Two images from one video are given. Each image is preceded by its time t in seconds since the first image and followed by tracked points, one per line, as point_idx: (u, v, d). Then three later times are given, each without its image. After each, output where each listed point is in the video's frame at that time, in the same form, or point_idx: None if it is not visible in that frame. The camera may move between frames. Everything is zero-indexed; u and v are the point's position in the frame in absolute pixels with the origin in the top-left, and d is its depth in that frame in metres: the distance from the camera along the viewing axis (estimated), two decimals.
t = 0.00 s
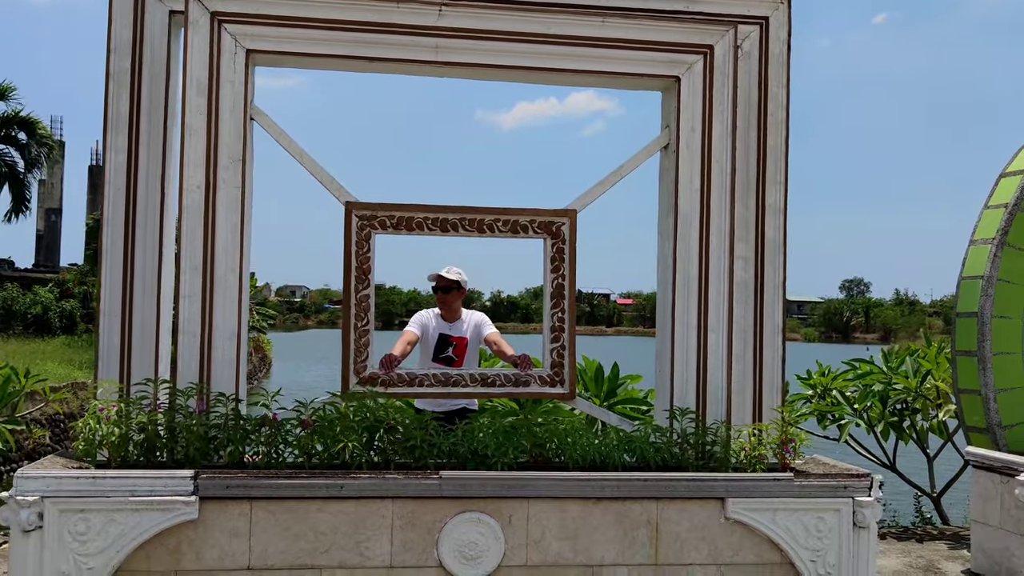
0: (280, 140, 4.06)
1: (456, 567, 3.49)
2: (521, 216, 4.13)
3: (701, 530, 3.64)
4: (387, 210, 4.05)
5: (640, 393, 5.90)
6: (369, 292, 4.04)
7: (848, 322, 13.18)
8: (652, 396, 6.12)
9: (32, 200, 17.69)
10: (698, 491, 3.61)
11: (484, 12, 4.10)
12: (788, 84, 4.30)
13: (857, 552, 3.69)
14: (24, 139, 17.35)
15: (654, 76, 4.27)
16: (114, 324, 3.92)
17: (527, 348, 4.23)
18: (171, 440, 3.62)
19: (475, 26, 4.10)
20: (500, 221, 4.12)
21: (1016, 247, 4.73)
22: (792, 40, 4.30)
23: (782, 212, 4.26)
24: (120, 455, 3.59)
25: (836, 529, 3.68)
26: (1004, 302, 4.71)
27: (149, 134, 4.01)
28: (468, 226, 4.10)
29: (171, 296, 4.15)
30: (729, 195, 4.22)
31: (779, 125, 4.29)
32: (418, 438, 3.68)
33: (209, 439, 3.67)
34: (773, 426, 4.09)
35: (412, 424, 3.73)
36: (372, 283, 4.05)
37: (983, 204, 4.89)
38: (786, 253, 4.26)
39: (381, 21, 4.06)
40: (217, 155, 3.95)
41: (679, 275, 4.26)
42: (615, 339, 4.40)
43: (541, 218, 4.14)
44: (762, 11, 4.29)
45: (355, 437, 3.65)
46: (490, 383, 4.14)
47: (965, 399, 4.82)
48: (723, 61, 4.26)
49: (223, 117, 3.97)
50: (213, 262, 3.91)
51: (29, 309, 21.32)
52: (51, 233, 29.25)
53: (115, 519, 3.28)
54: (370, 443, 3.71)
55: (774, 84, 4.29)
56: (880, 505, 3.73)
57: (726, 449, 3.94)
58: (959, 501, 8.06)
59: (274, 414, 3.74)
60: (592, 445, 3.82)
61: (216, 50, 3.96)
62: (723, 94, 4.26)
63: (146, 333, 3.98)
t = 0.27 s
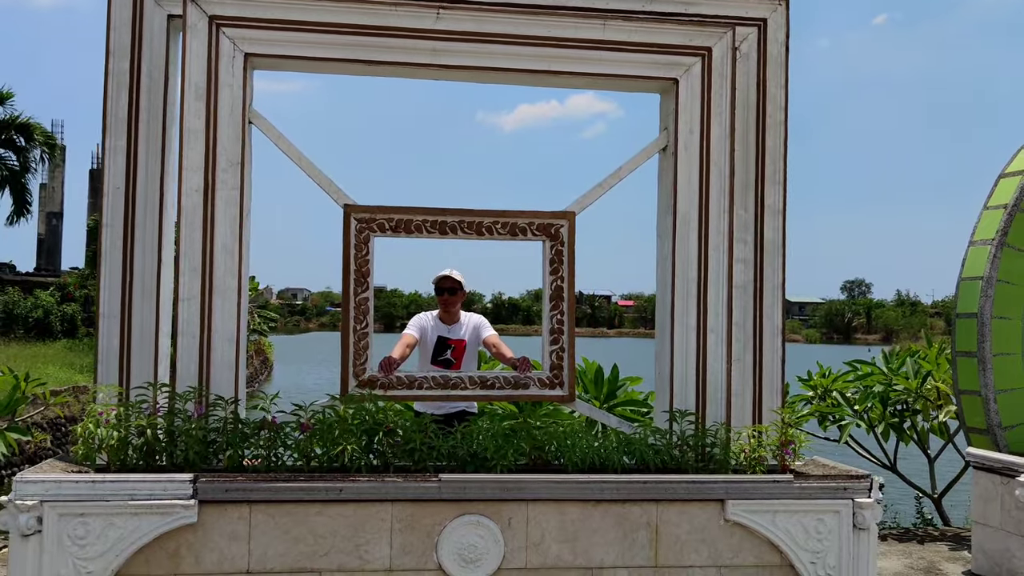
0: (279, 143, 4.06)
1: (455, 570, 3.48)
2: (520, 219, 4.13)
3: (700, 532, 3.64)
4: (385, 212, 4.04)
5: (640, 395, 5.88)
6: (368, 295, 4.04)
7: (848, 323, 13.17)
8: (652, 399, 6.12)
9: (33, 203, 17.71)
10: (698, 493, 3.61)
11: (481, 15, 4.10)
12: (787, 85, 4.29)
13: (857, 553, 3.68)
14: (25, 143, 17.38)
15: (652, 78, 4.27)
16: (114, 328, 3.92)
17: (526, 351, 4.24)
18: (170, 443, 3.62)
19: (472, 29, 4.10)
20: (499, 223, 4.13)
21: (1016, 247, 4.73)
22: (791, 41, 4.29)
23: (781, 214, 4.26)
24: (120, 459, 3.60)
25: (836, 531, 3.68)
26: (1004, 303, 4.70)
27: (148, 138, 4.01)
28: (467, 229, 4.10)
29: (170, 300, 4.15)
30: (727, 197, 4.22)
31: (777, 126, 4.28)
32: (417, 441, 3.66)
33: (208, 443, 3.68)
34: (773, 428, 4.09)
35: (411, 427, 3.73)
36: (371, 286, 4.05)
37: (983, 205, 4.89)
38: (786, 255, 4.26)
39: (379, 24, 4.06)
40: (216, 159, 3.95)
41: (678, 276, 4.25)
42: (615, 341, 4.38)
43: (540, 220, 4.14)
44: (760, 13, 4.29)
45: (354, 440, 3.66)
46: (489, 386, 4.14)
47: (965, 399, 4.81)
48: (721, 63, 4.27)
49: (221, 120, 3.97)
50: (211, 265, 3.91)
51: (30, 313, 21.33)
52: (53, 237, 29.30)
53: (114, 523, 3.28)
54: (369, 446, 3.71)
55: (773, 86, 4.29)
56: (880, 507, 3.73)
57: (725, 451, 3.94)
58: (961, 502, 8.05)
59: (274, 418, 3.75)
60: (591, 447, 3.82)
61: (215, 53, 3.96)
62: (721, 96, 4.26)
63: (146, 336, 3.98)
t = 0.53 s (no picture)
0: (278, 144, 4.05)
1: (455, 571, 3.48)
2: (520, 219, 4.13)
3: (701, 532, 3.63)
4: (385, 213, 4.04)
5: (640, 395, 5.87)
6: (368, 296, 4.03)
7: (849, 323, 13.17)
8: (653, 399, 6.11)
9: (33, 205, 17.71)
10: (698, 494, 3.60)
11: (480, 15, 4.10)
12: (787, 85, 4.28)
13: (858, 554, 3.67)
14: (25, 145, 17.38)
15: (652, 78, 4.26)
16: (113, 330, 3.92)
17: (526, 352, 4.24)
18: (170, 445, 3.62)
19: (471, 29, 4.10)
20: (499, 224, 4.12)
21: (1017, 247, 4.72)
22: (791, 41, 4.28)
23: (781, 213, 4.25)
24: (119, 461, 3.58)
25: (837, 531, 3.67)
26: (1005, 302, 4.69)
27: (147, 139, 4.00)
28: (467, 230, 4.09)
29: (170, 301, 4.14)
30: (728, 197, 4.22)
31: (777, 126, 4.27)
32: (417, 442, 3.66)
33: (207, 444, 3.67)
34: (773, 428, 4.08)
35: (411, 428, 3.72)
36: (371, 287, 4.04)
37: (983, 205, 4.89)
38: (786, 255, 4.25)
39: (378, 25, 4.05)
40: (215, 160, 3.94)
41: (678, 277, 4.24)
42: (616, 341, 4.38)
43: (540, 221, 4.13)
44: (759, 12, 4.28)
45: (354, 441, 3.66)
46: (489, 387, 4.13)
47: (966, 399, 4.81)
48: (721, 62, 4.27)
49: (220, 122, 3.96)
50: (211, 266, 3.90)
51: (30, 315, 21.32)
52: (54, 239, 29.30)
53: (114, 525, 3.28)
54: (369, 447, 3.70)
55: (772, 85, 4.28)
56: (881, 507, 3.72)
57: (726, 451, 3.93)
58: (961, 502, 8.04)
59: (274, 419, 3.74)
60: (592, 448, 3.81)
61: (213, 54, 3.96)
62: (721, 96, 4.25)
63: (145, 338, 3.98)
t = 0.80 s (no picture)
0: (277, 144, 4.05)
1: (455, 571, 3.47)
2: (519, 219, 4.12)
3: (701, 532, 3.62)
4: (384, 213, 4.03)
5: (641, 396, 5.84)
6: (367, 296, 4.02)
7: (850, 323, 13.16)
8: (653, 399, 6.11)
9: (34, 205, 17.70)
10: (699, 494, 3.59)
11: (480, 15, 4.09)
12: (786, 84, 4.28)
13: (859, 553, 3.67)
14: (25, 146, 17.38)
15: (652, 77, 4.26)
16: (112, 330, 3.91)
17: (526, 352, 4.23)
18: (170, 446, 3.61)
19: (471, 29, 4.09)
20: (498, 223, 4.11)
21: (1017, 246, 4.71)
22: (790, 40, 4.28)
23: (781, 213, 4.24)
24: (118, 462, 3.58)
25: (838, 531, 3.67)
26: (1005, 301, 4.69)
27: (145, 139, 4.00)
28: (466, 229, 4.09)
29: (169, 302, 4.14)
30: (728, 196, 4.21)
31: (777, 125, 4.27)
32: (417, 442, 3.65)
33: (207, 444, 3.66)
34: (773, 428, 4.07)
35: (410, 428, 3.72)
36: (370, 287, 4.03)
37: (983, 204, 4.88)
38: (786, 255, 4.24)
39: (377, 25, 4.05)
40: (214, 160, 3.94)
41: (678, 276, 4.24)
42: (616, 341, 4.38)
43: (539, 220, 4.13)
44: (759, 11, 4.28)
45: (353, 441, 3.65)
46: (489, 387, 4.12)
47: (966, 398, 4.80)
48: (720, 62, 4.26)
49: (219, 122, 3.96)
50: (210, 267, 3.90)
51: (31, 316, 21.32)
52: (54, 240, 29.33)
53: (113, 526, 3.27)
54: (369, 448, 3.70)
55: (772, 85, 4.28)
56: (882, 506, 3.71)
57: (726, 451, 3.92)
58: (962, 501, 8.03)
59: (273, 420, 3.73)
60: (592, 448, 3.81)
61: (212, 54, 3.95)
62: (721, 95, 4.25)
63: (144, 339, 3.97)
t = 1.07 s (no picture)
0: (277, 143, 4.05)
1: (456, 570, 3.47)
2: (519, 217, 4.12)
3: (702, 531, 3.62)
4: (384, 212, 4.03)
5: (642, 395, 5.86)
6: (368, 295, 4.02)
7: (851, 321, 13.15)
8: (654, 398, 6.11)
9: (36, 205, 17.70)
10: (699, 492, 3.59)
11: (480, 12, 4.09)
12: (787, 82, 4.27)
13: (859, 552, 3.67)
14: (25, 145, 17.38)
15: (652, 75, 4.25)
16: (113, 329, 3.92)
17: (527, 350, 4.22)
18: (170, 445, 3.61)
19: (471, 27, 4.09)
20: (498, 222, 4.11)
21: (1018, 243, 4.71)
22: (790, 38, 4.28)
23: (781, 211, 4.24)
24: (119, 461, 3.58)
25: (838, 529, 3.66)
26: (1006, 299, 4.68)
27: (145, 138, 4.00)
28: (466, 228, 4.08)
29: (169, 301, 4.14)
30: (728, 193, 4.20)
31: (777, 123, 4.27)
32: (417, 441, 3.65)
33: (207, 443, 3.65)
34: (774, 426, 4.06)
35: (411, 427, 3.72)
36: (370, 286, 4.03)
37: (984, 201, 4.88)
38: (786, 253, 4.24)
39: (376, 23, 4.04)
40: (214, 159, 3.94)
41: (678, 274, 4.23)
42: (616, 340, 4.37)
43: (539, 219, 4.12)
44: (759, 9, 4.27)
45: (353, 440, 3.65)
46: (489, 385, 4.12)
47: (967, 396, 4.80)
48: (720, 59, 4.25)
49: (218, 121, 3.95)
50: (210, 265, 3.90)
51: (32, 315, 21.33)
52: (55, 239, 29.35)
53: (113, 525, 3.27)
54: (369, 446, 3.70)
55: (772, 82, 4.28)
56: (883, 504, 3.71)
57: (726, 449, 3.92)
58: (963, 499, 8.03)
59: (273, 418, 3.73)
60: (593, 446, 3.80)
61: (212, 53, 3.95)
62: (721, 93, 4.24)
63: (144, 338, 3.97)
